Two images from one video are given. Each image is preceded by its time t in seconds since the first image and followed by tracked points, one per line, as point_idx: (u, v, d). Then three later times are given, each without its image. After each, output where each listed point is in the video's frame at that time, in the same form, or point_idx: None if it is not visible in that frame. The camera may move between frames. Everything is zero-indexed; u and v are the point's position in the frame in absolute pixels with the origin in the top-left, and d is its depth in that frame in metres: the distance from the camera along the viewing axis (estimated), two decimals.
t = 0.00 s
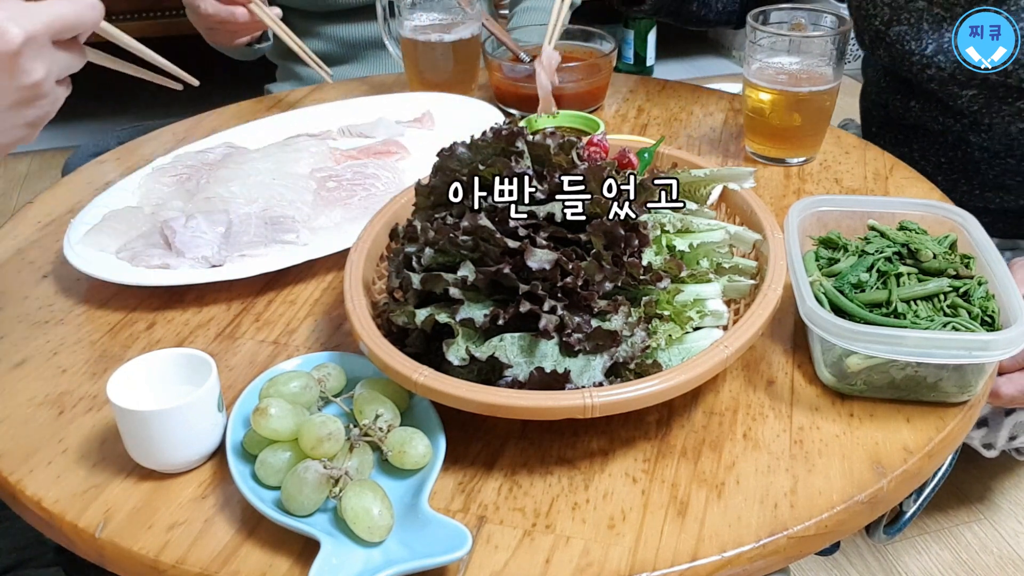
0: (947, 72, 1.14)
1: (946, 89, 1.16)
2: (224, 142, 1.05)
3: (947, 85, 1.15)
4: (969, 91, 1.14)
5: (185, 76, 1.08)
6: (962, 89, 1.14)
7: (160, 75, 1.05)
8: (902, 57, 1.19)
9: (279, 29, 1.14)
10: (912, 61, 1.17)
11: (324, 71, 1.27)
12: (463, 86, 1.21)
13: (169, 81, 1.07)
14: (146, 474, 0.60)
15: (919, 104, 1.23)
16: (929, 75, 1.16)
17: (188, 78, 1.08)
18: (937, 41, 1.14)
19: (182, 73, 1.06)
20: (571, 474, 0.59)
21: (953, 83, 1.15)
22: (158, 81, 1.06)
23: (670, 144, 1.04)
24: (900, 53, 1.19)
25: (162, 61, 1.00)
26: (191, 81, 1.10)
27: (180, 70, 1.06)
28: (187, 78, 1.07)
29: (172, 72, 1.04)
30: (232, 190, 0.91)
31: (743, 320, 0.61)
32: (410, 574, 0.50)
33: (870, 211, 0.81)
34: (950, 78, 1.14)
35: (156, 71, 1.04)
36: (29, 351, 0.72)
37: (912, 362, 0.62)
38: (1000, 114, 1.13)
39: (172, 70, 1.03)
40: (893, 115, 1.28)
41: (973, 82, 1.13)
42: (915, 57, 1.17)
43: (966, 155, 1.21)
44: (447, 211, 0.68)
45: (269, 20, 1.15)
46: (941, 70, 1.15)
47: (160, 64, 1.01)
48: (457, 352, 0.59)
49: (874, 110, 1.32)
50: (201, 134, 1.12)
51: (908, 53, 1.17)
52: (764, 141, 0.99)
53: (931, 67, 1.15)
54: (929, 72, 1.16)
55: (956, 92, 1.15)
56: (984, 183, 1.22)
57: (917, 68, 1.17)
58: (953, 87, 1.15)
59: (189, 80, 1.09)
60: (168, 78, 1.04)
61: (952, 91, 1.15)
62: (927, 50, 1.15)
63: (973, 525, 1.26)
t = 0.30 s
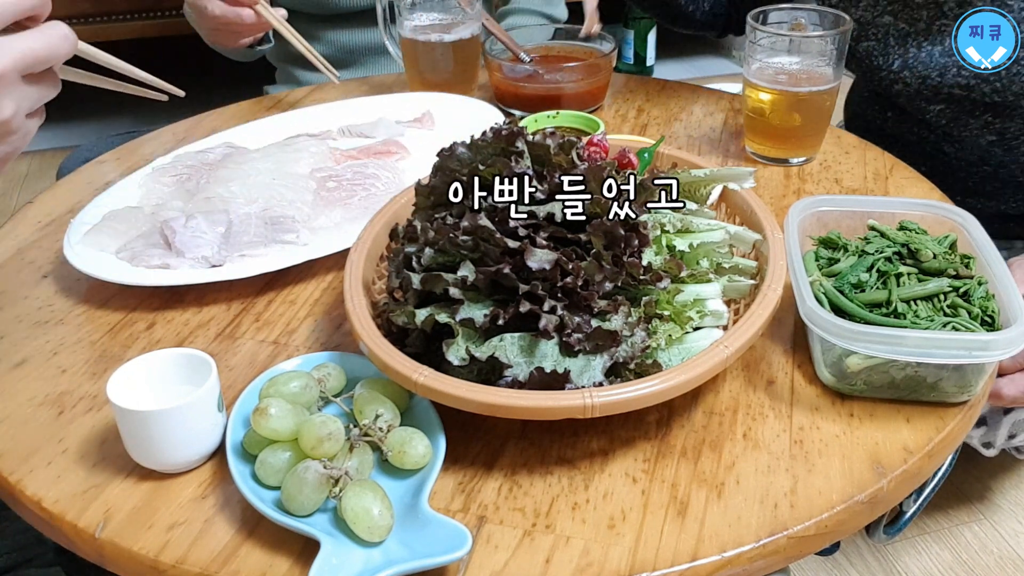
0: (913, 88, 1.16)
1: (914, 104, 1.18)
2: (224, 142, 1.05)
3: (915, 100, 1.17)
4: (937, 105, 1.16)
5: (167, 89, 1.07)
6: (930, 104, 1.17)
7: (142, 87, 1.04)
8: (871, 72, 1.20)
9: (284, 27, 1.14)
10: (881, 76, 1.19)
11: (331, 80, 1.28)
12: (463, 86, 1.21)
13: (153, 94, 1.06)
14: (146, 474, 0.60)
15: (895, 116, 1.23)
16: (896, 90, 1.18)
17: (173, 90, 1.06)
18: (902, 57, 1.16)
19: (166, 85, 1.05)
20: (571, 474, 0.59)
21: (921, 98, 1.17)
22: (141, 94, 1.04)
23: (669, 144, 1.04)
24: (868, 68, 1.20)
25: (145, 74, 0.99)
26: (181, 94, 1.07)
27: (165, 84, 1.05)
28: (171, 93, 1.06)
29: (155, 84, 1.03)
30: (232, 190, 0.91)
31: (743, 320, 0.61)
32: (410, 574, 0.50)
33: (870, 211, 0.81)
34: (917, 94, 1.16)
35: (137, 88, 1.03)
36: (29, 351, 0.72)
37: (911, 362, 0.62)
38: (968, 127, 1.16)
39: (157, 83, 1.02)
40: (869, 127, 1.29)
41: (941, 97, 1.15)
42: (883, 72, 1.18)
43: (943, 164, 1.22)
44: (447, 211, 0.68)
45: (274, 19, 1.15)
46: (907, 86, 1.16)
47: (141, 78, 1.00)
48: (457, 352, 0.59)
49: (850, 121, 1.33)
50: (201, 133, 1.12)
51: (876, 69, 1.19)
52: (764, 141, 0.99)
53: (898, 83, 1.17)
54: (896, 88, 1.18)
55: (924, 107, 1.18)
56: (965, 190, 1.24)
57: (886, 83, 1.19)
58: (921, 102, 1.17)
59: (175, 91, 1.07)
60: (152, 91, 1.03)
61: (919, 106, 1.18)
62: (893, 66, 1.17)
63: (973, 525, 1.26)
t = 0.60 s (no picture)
0: (876, 107, 1.21)
1: (880, 122, 1.23)
2: (224, 142, 1.05)
3: (880, 119, 1.23)
4: (902, 123, 1.21)
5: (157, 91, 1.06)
6: (894, 123, 1.22)
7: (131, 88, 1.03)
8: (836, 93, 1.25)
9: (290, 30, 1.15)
10: (845, 96, 1.24)
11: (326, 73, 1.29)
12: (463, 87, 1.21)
13: (144, 95, 1.05)
14: (145, 474, 0.60)
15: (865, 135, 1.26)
16: (862, 109, 1.23)
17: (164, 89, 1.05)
18: (863, 77, 1.21)
19: (158, 87, 1.04)
20: (571, 474, 0.59)
21: (885, 117, 1.22)
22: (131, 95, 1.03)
23: (669, 144, 1.04)
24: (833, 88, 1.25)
25: (136, 77, 0.98)
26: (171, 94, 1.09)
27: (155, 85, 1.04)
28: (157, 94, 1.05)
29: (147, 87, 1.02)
30: (232, 190, 0.91)
31: (743, 320, 0.61)
32: (410, 574, 0.50)
33: (870, 211, 0.81)
34: (880, 113, 1.22)
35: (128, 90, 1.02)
36: (29, 351, 0.72)
37: (911, 362, 0.62)
38: (934, 143, 1.21)
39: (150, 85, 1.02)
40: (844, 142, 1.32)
41: (904, 115, 1.21)
42: (848, 93, 1.23)
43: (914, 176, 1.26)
44: (447, 211, 0.68)
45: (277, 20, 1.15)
46: (870, 105, 1.22)
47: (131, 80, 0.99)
48: (457, 352, 0.59)
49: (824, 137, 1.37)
50: (201, 134, 1.12)
51: (841, 89, 1.23)
52: (764, 141, 0.99)
53: (862, 103, 1.22)
54: (861, 107, 1.23)
55: (889, 126, 1.23)
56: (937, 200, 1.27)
57: (850, 103, 1.24)
58: (885, 121, 1.22)
59: (167, 91, 1.07)
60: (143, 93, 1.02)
61: (885, 125, 1.23)
62: (856, 85, 1.22)
63: (973, 525, 1.26)
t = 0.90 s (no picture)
0: (863, 116, 1.22)
1: (867, 130, 1.24)
2: (224, 142, 1.05)
3: (867, 127, 1.23)
4: (889, 131, 1.22)
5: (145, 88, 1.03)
6: (882, 130, 1.23)
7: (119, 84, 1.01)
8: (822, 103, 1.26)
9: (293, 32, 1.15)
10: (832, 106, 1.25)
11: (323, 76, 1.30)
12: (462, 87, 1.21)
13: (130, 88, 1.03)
14: (145, 474, 0.60)
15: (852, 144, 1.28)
16: (848, 119, 1.24)
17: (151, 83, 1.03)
18: (848, 87, 1.22)
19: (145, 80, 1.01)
20: (570, 474, 0.59)
21: (872, 125, 1.23)
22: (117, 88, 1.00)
23: (669, 144, 1.04)
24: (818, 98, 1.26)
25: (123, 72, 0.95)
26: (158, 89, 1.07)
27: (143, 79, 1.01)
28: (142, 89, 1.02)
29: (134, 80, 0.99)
30: (232, 190, 0.91)
31: (742, 320, 0.61)
32: (410, 574, 0.50)
33: (870, 211, 0.81)
34: (867, 121, 1.22)
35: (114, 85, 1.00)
36: (29, 351, 0.72)
37: (911, 362, 0.62)
38: (923, 149, 1.22)
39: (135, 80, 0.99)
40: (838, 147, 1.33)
41: (891, 123, 1.21)
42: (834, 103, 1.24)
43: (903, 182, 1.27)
44: (447, 211, 0.68)
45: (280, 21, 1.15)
46: (857, 114, 1.22)
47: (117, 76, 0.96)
48: (457, 352, 0.59)
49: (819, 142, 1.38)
50: (201, 134, 1.12)
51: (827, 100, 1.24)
52: (764, 141, 0.99)
53: (848, 112, 1.23)
54: (848, 117, 1.24)
55: (877, 133, 1.23)
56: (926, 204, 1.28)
57: (837, 113, 1.25)
58: (872, 129, 1.23)
59: (154, 86, 1.04)
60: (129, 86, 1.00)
61: (872, 133, 1.24)
62: (842, 96, 1.23)
63: (973, 525, 1.26)
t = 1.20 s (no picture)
0: (865, 118, 1.22)
1: (870, 133, 1.23)
2: (224, 142, 1.05)
3: (870, 129, 1.23)
4: (892, 132, 1.22)
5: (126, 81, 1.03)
6: (885, 132, 1.22)
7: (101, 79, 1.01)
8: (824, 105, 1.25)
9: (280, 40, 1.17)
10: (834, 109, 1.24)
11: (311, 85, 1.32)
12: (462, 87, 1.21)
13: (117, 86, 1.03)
14: (145, 474, 0.60)
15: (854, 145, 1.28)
16: (850, 121, 1.24)
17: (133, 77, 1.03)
18: (851, 89, 1.21)
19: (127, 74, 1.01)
20: (571, 474, 0.59)
21: (876, 127, 1.23)
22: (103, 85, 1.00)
23: (669, 144, 1.04)
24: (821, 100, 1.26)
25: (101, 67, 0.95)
26: (144, 83, 1.08)
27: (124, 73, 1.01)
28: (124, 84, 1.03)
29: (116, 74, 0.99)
30: (232, 190, 0.91)
31: (742, 320, 0.61)
32: (410, 573, 0.50)
33: (870, 211, 0.81)
34: (870, 123, 1.22)
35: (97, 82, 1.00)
36: (29, 351, 0.72)
37: (911, 362, 0.62)
38: (927, 150, 1.21)
39: (117, 74, 0.99)
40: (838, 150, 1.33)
41: (894, 125, 1.21)
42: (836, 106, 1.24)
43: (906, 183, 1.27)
44: (447, 211, 0.68)
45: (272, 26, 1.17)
46: (859, 117, 1.22)
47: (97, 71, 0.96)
48: (457, 352, 0.59)
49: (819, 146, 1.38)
50: (201, 134, 1.12)
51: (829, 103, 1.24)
52: (764, 141, 0.99)
53: (851, 115, 1.23)
54: (850, 119, 1.23)
55: (880, 135, 1.23)
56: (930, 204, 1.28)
57: (840, 115, 1.24)
58: (876, 130, 1.23)
59: (137, 81, 1.04)
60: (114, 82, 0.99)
61: (875, 134, 1.23)
62: (844, 98, 1.22)
63: (973, 526, 1.26)
